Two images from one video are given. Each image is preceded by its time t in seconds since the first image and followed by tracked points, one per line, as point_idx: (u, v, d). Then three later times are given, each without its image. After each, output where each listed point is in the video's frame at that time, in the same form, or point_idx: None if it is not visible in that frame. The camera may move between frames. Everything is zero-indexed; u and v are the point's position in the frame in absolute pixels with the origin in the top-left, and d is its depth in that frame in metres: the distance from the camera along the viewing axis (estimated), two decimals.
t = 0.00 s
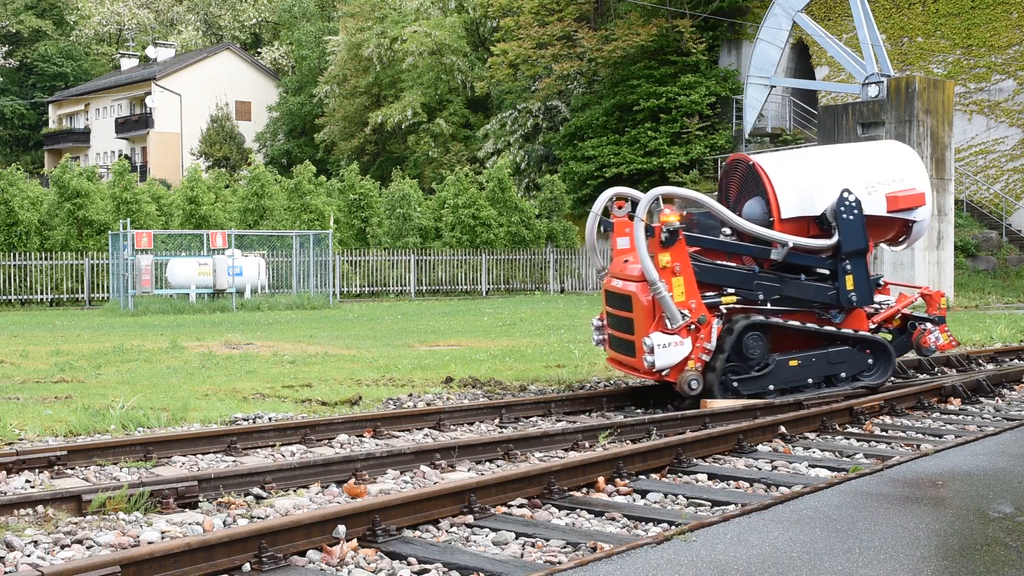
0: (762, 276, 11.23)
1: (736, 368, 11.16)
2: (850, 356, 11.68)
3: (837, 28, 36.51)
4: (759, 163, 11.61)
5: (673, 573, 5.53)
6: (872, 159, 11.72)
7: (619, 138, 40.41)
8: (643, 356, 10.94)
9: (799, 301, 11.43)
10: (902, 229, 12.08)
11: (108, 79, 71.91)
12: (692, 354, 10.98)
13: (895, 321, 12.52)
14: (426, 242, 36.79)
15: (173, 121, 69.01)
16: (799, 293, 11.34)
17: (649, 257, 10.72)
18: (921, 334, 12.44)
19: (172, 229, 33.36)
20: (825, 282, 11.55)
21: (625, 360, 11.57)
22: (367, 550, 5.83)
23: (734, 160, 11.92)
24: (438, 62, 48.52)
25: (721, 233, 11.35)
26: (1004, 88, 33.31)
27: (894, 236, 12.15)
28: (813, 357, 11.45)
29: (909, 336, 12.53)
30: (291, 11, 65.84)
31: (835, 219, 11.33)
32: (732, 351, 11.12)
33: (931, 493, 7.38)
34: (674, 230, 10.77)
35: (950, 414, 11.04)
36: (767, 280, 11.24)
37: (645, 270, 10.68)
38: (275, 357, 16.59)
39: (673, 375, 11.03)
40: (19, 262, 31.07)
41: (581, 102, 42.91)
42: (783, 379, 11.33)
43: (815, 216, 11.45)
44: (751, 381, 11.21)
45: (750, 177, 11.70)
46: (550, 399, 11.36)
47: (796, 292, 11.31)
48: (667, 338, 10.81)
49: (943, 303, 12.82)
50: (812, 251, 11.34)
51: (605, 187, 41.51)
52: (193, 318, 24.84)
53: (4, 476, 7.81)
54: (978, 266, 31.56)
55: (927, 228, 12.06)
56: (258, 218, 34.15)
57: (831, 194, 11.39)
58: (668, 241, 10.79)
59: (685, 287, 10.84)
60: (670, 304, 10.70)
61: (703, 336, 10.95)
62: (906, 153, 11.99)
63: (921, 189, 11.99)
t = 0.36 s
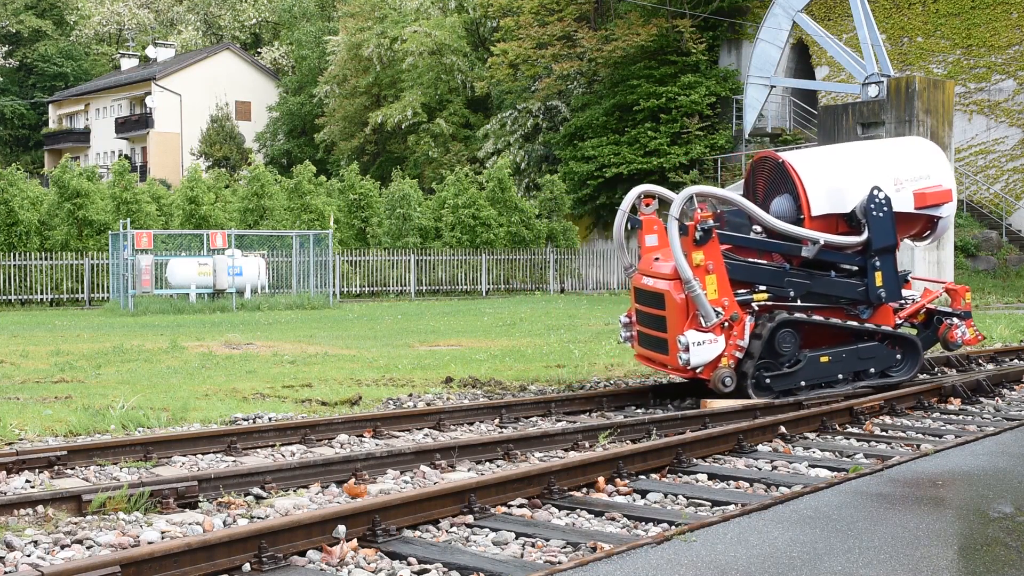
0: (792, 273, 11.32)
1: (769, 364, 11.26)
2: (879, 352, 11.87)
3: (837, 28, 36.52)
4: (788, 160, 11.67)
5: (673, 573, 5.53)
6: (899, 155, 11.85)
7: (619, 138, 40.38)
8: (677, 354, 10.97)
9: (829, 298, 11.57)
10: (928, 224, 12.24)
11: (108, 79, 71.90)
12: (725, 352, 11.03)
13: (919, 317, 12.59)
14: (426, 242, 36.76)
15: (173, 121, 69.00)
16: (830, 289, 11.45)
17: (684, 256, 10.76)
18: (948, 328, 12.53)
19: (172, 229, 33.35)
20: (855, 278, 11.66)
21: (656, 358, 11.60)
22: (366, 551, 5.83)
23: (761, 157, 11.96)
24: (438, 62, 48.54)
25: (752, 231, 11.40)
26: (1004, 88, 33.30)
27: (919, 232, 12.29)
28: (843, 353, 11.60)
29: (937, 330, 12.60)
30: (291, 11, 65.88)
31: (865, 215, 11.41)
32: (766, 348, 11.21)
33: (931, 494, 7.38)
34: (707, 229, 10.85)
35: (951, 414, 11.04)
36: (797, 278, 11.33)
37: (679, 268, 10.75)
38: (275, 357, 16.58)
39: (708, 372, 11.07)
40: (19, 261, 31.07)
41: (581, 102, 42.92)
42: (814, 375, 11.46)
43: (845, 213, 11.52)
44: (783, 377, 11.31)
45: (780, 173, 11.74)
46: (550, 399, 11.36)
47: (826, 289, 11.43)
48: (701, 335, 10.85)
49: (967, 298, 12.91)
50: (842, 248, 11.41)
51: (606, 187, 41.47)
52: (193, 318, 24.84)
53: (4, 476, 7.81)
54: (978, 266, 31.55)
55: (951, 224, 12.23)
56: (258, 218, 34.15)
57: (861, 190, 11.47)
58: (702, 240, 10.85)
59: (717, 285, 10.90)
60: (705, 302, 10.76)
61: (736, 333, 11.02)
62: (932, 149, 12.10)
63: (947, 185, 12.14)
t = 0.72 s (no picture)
0: (800, 268, 11.41)
1: (772, 357, 11.30)
2: (883, 352, 11.85)
3: (837, 28, 36.51)
4: (800, 158, 11.76)
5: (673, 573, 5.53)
6: (910, 158, 11.84)
7: (619, 138, 40.38)
8: (683, 339, 11.04)
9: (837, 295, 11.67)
10: (937, 232, 12.22)
11: (108, 79, 71.91)
12: (730, 341, 11.10)
13: (923, 323, 12.59)
14: (426, 241, 36.76)
15: (173, 121, 68.99)
16: (837, 286, 11.53)
17: (693, 242, 10.90)
18: (951, 333, 12.50)
19: (172, 229, 33.35)
20: (861, 277, 11.75)
21: (660, 347, 11.67)
22: (367, 551, 5.83)
23: (774, 155, 12.03)
24: (438, 62, 48.56)
25: (762, 224, 11.55)
26: (1004, 88, 33.31)
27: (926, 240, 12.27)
28: (847, 351, 11.59)
29: (940, 336, 12.55)
30: (291, 11, 65.89)
31: (874, 216, 11.47)
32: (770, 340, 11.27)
33: (931, 493, 7.38)
34: (719, 216, 11.01)
35: (951, 414, 11.04)
36: (803, 273, 11.42)
37: (689, 253, 10.87)
38: (275, 357, 16.58)
39: (711, 360, 11.12)
40: (19, 262, 31.07)
41: (581, 102, 42.93)
42: (817, 371, 11.46)
43: (854, 212, 11.59)
44: (786, 370, 11.34)
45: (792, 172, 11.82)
46: (549, 399, 11.35)
47: (834, 286, 11.51)
48: (707, 321, 10.93)
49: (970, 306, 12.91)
50: (850, 246, 11.51)
51: (605, 188, 41.46)
52: (193, 318, 24.85)
53: (4, 476, 7.82)
54: (978, 266, 31.56)
55: (957, 233, 12.24)
56: (258, 218, 34.15)
57: (871, 190, 11.53)
58: (712, 227, 10.99)
59: (725, 273, 11.02)
60: (713, 288, 10.85)
61: (741, 323, 11.10)
62: (942, 156, 12.15)
63: (956, 192, 12.14)
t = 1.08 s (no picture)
0: (812, 269, 11.48)
1: (787, 358, 11.35)
2: (897, 351, 11.91)
3: (837, 28, 36.52)
4: (810, 159, 11.87)
5: (673, 573, 5.53)
6: (920, 156, 11.89)
7: (619, 138, 40.37)
8: (698, 344, 11.04)
9: (850, 295, 11.74)
10: (949, 229, 12.32)
11: (108, 79, 71.91)
12: (745, 344, 11.10)
13: (935, 320, 12.62)
14: (426, 242, 36.77)
15: (173, 121, 68.99)
16: (849, 286, 11.63)
17: (706, 247, 10.86)
18: (963, 328, 12.53)
19: (172, 228, 33.35)
20: (873, 276, 11.84)
21: (675, 350, 11.70)
22: (366, 550, 5.83)
23: (783, 155, 12.18)
24: (438, 62, 48.56)
25: (773, 226, 11.55)
26: (1004, 88, 33.30)
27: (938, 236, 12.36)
28: (861, 350, 11.66)
29: (952, 331, 12.59)
30: (291, 11, 65.89)
31: (885, 215, 11.56)
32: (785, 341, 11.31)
33: (931, 494, 7.39)
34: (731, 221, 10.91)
35: (951, 414, 11.04)
36: (817, 273, 11.50)
37: (702, 259, 10.84)
38: (275, 357, 16.59)
39: (727, 364, 11.14)
40: (19, 261, 31.07)
41: (581, 102, 42.95)
42: (832, 371, 11.52)
43: (866, 211, 11.69)
44: (801, 371, 11.41)
45: (803, 172, 11.93)
46: (550, 399, 11.35)
47: (846, 286, 11.60)
48: (722, 326, 10.93)
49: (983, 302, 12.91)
50: (863, 245, 11.58)
51: (605, 188, 41.48)
52: (193, 319, 24.85)
53: (4, 476, 7.81)
54: (978, 266, 31.57)
55: (968, 228, 12.36)
56: (258, 218, 34.15)
57: (882, 189, 11.61)
58: (724, 232, 10.94)
59: (739, 277, 10.99)
60: (726, 293, 10.83)
61: (756, 326, 11.10)
62: (951, 151, 12.19)
63: (968, 187, 12.16)
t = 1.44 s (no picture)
0: (826, 264, 11.58)
1: (797, 348, 11.42)
2: (907, 351, 11.90)
3: (837, 28, 36.51)
4: (831, 157, 11.87)
5: (672, 573, 5.54)
6: (937, 163, 12.09)
7: (619, 139, 40.37)
8: (710, 327, 11.10)
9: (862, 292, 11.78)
10: (963, 237, 12.36)
11: (108, 79, 71.92)
12: (756, 330, 11.17)
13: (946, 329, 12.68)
14: (426, 242, 36.78)
15: (173, 121, 68.98)
16: (862, 283, 11.66)
17: (724, 230, 11.00)
18: (974, 337, 12.60)
19: (172, 228, 33.35)
20: (887, 276, 11.87)
21: (685, 336, 11.74)
22: (366, 551, 5.83)
23: (803, 155, 12.13)
24: (438, 62, 48.54)
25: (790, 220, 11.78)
26: (1004, 88, 33.30)
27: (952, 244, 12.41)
28: (871, 347, 11.70)
29: (964, 340, 12.66)
30: (291, 11, 65.88)
31: (902, 215, 11.64)
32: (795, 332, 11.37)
33: (931, 494, 7.39)
34: (750, 206, 11.10)
35: (950, 414, 11.04)
36: (830, 269, 11.59)
37: (719, 241, 10.97)
38: (275, 357, 16.58)
39: (737, 349, 11.18)
40: (19, 261, 31.07)
41: (581, 102, 42.95)
42: (841, 365, 11.59)
43: (882, 211, 11.76)
44: (811, 362, 11.47)
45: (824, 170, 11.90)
46: (549, 399, 11.35)
47: (860, 282, 11.64)
48: (735, 310, 11.01)
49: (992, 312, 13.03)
50: (877, 243, 11.67)
51: (605, 188, 41.50)
52: (193, 319, 24.85)
53: (4, 476, 7.81)
54: (978, 266, 31.57)
55: (982, 239, 12.41)
56: (258, 218, 34.16)
57: (900, 190, 11.71)
58: (743, 217, 11.11)
59: (754, 264, 11.12)
60: (741, 276, 10.95)
61: (768, 314, 11.17)
62: (968, 164, 12.43)
63: (983, 198, 12.36)
